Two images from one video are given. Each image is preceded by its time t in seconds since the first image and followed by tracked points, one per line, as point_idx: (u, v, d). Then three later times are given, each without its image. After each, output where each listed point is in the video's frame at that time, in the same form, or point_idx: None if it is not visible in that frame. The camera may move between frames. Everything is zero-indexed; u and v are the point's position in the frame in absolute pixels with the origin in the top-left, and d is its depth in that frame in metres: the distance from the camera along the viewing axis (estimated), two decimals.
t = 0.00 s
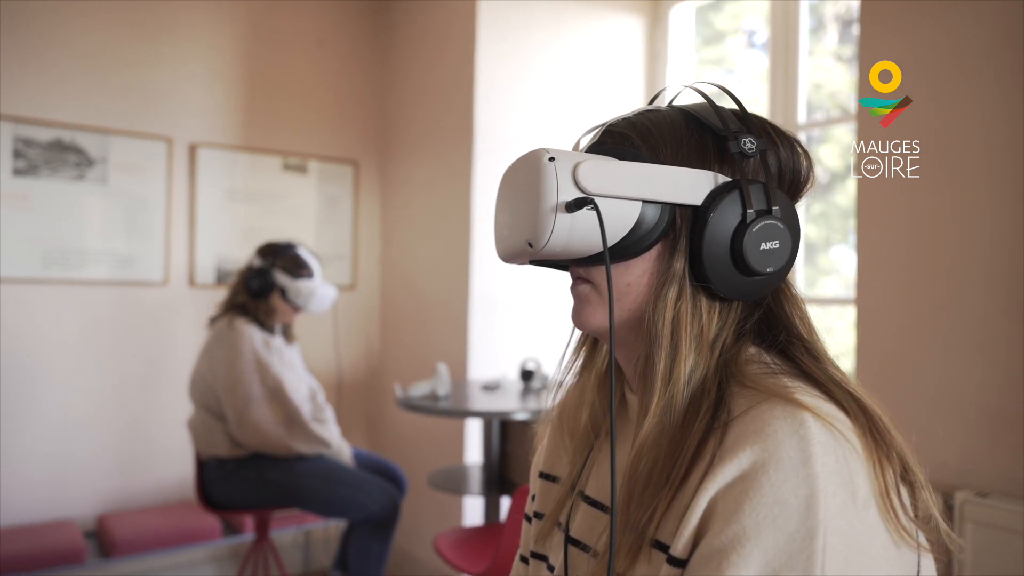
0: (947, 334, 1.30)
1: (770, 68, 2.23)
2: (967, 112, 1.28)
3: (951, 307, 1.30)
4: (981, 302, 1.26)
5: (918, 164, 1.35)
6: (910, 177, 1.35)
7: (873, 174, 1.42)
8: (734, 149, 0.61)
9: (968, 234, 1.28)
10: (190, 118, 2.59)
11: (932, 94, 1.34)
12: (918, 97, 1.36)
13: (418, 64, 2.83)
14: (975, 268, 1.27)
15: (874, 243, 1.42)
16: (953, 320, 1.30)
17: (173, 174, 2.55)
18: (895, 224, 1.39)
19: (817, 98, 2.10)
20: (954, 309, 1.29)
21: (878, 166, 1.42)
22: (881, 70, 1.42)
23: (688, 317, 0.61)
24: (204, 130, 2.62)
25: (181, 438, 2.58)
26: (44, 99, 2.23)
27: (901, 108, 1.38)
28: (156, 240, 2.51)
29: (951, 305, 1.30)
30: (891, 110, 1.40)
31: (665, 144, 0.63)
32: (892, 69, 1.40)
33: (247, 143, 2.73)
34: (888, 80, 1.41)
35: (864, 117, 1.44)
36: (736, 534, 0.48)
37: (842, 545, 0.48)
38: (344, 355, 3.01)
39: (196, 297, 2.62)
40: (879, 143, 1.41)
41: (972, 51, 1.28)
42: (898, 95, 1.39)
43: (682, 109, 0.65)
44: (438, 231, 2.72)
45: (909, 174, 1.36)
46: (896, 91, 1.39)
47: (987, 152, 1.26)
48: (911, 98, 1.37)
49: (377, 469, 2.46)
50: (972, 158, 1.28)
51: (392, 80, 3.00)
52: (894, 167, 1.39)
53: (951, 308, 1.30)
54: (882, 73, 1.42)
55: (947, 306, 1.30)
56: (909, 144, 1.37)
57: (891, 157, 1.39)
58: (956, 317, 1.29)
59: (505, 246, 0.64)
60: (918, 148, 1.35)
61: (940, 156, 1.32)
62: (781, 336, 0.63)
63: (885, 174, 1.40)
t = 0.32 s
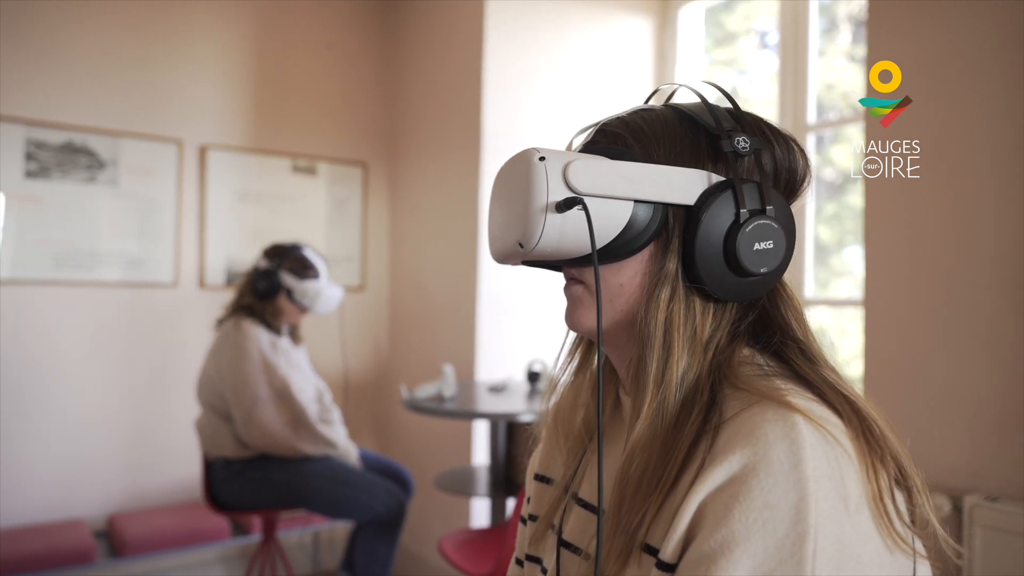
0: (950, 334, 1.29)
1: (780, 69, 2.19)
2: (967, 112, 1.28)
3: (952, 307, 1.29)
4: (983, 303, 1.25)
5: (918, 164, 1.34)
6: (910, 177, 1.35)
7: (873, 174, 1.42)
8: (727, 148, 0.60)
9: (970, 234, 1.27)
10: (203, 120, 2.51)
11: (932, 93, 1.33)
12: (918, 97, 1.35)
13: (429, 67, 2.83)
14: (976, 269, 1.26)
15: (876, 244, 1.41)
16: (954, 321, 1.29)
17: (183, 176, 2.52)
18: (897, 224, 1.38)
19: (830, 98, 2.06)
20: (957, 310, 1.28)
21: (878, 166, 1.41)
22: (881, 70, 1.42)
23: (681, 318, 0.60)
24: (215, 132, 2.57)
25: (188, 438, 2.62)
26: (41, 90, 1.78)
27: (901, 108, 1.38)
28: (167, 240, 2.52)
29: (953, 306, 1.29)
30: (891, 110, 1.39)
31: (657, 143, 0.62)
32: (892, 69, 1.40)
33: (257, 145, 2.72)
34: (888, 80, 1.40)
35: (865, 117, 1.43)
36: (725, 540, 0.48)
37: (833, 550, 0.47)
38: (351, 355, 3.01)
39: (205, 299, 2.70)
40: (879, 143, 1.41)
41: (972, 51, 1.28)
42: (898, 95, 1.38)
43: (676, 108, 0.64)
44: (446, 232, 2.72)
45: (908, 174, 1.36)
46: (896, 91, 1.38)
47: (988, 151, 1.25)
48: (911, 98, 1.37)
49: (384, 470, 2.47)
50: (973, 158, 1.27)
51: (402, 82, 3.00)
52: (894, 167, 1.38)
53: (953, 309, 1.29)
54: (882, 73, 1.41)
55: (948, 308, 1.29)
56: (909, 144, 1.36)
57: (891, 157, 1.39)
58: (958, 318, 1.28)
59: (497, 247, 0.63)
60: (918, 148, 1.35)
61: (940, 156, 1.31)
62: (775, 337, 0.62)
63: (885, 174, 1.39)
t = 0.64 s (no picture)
0: (954, 336, 1.28)
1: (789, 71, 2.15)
2: (967, 112, 1.27)
3: (955, 308, 1.28)
4: (986, 302, 1.24)
5: (919, 164, 1.34)
6: (910, 177, 1.35)
7: (873, 174, 1.41)
8: (720, 146, 0.59)
9: (970, 234, 1.26)
10: (210, 121, 2.50)
11: (932, 93, 1.33)
12: (918, 97, 1.35)
13: (439, 67, 2.81)
14: (978, 269, 1.25)
15: (879, 243, 1.41)
16: (957, 322, 1.28)
17: (191, 174, 2.47)
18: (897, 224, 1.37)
19: (842, 99, 2.00)
20: (959, 311, 1.28)
21: (878, 166, 1.41)
22: (881, 70, 1.41)
23: (673, 318, 0.59)
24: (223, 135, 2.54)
25: (193, 442, 2.54)
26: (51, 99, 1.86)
27: (901, 108, 1.37)
28: (175, 240, 2.46)
29: (958, 307, 1.28)
30: (891, 110, 1.39)
31: (650, 141, 0.61)
32: (892, 69, 1.40)
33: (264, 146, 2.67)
34: (888, 81, 1.40)
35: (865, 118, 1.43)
36: (714, 544, 0.47)
37: (823, 556, 0.46)
38: (357, 356, 3.00)
39: (213, 301, 2.61)
40: (879, 143, 1.41)
41: (971, 50, 1.27)
42: (898, 95, 1.38)
43: (670, 106, 0.63)
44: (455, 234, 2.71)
45: (909, 174, 1.36)
46: (896, 92, 1.38)
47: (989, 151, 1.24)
48: (911, 98, 1.36)
49: (388, 471, 2.46)
50: (974, 157, 1.26)
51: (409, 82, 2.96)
52: (894, 167, 1.38)
53: (959, 310, 1.27)
54: (882, 73, 1.41)
55: (953, 309, 1.28)
56: (909, 144, 1.36)
57: (891, 157, 1.38)
58: (960, 319, 1.27)
59: (488, 247, 0.63)
60: (918, 148, 1.34)
61: (940, 156, 1.31)
62: (770, 339, 0.62)
63: (885, 174, 1.39)
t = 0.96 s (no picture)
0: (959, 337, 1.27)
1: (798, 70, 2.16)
2: (968, 112, 1.27)
3: (958, 309, 1.27)
4: (991, 303, 1.23)
5: (919, 163, 1.34)
6: (910, 177, 1.35)
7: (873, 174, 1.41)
8: (714, 144, 0.58)
9: (972, 234, 1.26)
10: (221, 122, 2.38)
11: (932, 93, 1.33)
12: (918, 97, 1.35)
13: (447, 67, 2.80)
14: (981, 269, 1.24)
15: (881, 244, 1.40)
16: (961, 323, 1.27)
17: (198, 175, 2.49)
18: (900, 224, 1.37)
19: (853, 99, 2.00)
20: (964, 311, 1.27)
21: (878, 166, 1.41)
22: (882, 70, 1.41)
23: (667, 320, 0.58)
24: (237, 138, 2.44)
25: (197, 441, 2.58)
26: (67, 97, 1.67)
27: (901, 108, 1.37)
28: (184, 242, 2.51)
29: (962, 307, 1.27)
30: (891, 110, 1.39)
31: (643, 139, 0.61)
32: (892, 70, 1.40)
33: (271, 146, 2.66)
34: (888, 81, 1.40)
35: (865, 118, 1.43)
36: (705, 550, 0.46)
37: (816, 561, 0.46)
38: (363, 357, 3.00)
39: (220, 300, 2.77)
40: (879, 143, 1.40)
41: (971, 50, 1.27)
42: (898, 95, 1.38)
43: (665, 104, 0.62)
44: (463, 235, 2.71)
45: (909, 174, 1.36)
46: (896, 92, 1.38)
47: (990, 150, 1.24)
48: (911, 98, 1.36)
49: (393, 472, 2.47)
50: (976, 157, 1.26)
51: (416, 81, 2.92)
52: (894, 167, 1.38)
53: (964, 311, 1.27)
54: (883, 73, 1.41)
55: (958, 310, 1.27)
56: (909, 144, 1.35)
57: (891, 157, 1.38)
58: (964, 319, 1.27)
59: (481, 247, 0.62)
60: (918, 148, 1.34)
61: (941, 156, 1.31)
62: (766, 340, 0.61)
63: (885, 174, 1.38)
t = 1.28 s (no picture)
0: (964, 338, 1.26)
1: (809, 70, 2.13)
2: (968, 111, 1.26)
3: (963, 310, 1.26)
4: (995, 303, 1.22)
5: (919, 163, 1.33)
6: (910, 177, 1.34)
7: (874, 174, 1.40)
8: (713, 147, 0.58)
9: (975, 234, 1.25)
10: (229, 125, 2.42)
11: (932, 93, 1.32)
12: (918, 97, 1.35)
13: (455, 69, 2.79)
14: (985, 269, 1.23)
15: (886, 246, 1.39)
16: (966, 323, 1.26)
17: (209, 179, 2.47)
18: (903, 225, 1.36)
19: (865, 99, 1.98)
20: (968, 312, 1.26)
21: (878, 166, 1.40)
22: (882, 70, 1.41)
23: (665, 324, 0.58)
24: (242, 137, 2.43)
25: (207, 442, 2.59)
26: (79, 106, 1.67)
27: (901, 107, 1.38)
28: (194, 245, 2.50)
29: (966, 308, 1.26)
30: (892, 109, 1.40)
31: (641, 142, 0.60)
32: (892, 69, 1.40)
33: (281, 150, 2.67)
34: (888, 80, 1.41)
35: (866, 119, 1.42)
36: (701, 555, 0.45)
37: (812, 568, 0.45)
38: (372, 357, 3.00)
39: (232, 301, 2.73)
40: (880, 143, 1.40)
41: (970, 50, 1.27)
42: (899, 95, 1.39)
43: (663, 107, 0.62)
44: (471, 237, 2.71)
45: (909, 174, 1.35)
46: (896, 91, 1.39)
47: (991, 150, 1.23)
48: (911, 98, 1.37)
49: (402, 474, 2.46)
50: (977, 156, 1.25)
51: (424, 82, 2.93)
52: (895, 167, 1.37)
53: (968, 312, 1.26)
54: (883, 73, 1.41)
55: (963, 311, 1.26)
56: (909, 144, 1.35)
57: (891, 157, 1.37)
58: (970, 319, 1.25)
59: (479, 250, 0.61)
60: (918, 148, 1.33)
61: (941, 156, 1.30)
62: (765, 344, 0.60)
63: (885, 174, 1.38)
